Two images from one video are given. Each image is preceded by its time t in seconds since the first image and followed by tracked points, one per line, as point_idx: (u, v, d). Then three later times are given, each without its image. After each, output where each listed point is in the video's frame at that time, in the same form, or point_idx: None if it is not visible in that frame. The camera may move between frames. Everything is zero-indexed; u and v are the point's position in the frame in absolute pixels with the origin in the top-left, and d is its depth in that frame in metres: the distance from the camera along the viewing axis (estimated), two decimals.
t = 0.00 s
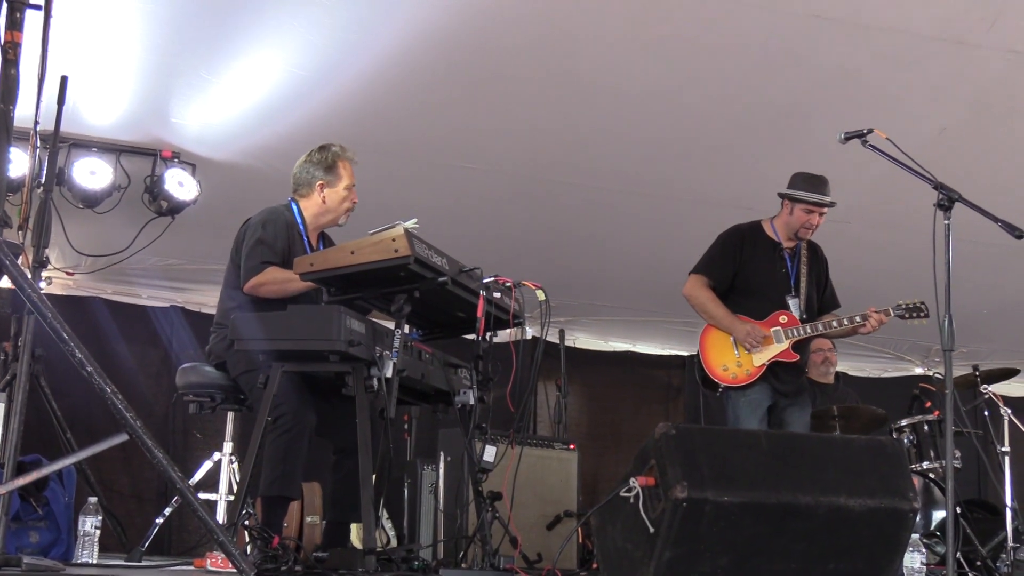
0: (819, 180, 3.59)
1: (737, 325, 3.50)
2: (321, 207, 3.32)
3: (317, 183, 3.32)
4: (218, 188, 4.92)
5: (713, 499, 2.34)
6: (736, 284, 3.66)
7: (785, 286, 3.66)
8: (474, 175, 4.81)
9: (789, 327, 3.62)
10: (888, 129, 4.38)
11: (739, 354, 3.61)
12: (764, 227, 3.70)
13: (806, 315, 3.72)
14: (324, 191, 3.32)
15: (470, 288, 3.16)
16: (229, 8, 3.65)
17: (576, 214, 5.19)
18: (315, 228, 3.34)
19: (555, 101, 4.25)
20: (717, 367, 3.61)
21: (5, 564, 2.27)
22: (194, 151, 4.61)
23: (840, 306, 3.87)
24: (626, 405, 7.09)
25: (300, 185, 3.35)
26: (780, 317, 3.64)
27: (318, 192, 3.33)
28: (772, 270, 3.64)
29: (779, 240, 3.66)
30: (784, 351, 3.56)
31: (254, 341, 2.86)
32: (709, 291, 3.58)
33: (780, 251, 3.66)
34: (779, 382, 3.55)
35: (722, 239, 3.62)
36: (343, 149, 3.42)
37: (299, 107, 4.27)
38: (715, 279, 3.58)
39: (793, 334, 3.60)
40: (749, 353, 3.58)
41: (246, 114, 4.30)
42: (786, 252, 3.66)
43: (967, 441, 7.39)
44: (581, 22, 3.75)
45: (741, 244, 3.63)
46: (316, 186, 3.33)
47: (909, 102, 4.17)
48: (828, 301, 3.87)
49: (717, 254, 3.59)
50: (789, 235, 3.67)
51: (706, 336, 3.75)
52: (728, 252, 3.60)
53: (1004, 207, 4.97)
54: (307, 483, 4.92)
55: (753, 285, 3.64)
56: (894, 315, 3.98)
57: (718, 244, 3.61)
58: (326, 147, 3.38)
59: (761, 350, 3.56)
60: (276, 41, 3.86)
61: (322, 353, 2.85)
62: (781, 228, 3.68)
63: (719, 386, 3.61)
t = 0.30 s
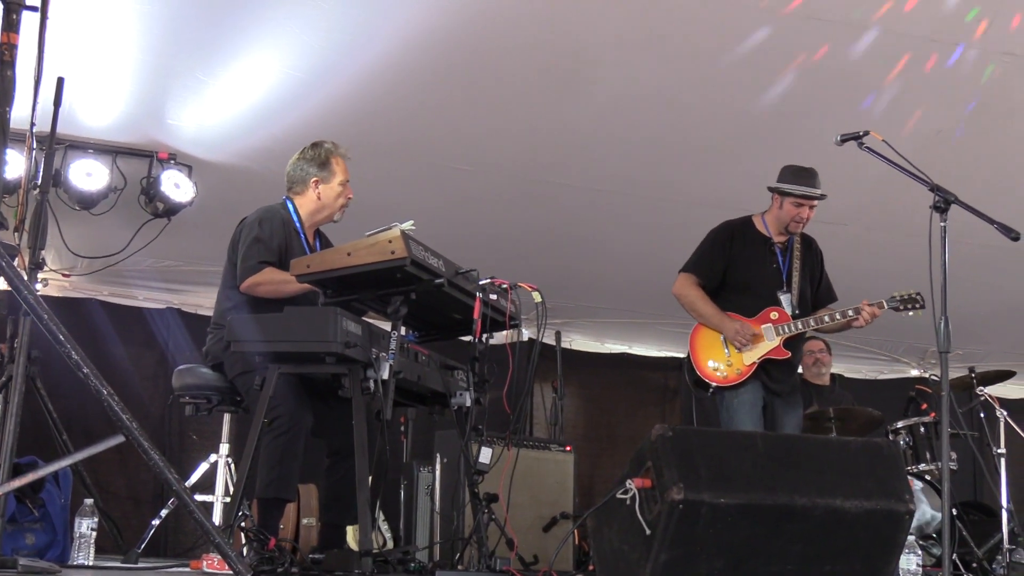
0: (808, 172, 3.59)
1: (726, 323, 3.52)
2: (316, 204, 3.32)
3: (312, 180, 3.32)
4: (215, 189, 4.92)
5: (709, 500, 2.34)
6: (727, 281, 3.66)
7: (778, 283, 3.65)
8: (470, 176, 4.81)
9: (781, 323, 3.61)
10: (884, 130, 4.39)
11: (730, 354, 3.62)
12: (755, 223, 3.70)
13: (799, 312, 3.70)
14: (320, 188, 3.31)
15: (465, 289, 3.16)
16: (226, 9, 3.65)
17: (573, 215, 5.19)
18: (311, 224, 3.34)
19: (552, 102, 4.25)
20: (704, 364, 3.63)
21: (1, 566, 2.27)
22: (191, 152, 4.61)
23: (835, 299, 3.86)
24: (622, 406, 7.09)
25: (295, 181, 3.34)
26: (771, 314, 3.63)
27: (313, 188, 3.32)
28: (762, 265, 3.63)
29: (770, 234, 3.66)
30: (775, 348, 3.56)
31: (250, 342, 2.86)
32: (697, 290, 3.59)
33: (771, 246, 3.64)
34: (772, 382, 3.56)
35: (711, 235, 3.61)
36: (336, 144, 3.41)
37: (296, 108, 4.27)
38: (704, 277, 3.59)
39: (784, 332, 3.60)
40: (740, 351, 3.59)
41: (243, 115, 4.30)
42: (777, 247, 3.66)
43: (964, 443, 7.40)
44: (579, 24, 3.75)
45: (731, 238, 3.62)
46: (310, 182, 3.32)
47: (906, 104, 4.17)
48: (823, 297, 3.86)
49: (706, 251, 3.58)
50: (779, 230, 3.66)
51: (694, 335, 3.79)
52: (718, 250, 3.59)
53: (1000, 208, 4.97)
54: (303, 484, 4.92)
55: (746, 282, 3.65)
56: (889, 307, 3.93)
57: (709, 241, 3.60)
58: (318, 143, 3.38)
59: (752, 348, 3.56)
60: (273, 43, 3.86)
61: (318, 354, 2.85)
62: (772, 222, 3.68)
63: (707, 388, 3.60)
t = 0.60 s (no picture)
0: (792, 166, 3.59)
1: (709, 323, 3.50)
2: (309, 208, 3.32)
3: (304, 183, 3.31)
4: (209, 191, 4.92)
5: (703, 502, 2.34)
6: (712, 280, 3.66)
7: (765, 279, 3.65)
8: (464, 178, 4.81)
9: (764, 321, 3.59)
10: (878, 133, 4.39)
11: (713, 357, 3.58)
12: (740, 219, 3.70)
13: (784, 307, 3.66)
14: (312, 190, 3.31)
15: (459, 290, 3.15)
16: (220, 11, 3.65)
17: (567, 217, 5.19)
18: (305, 227, 3.34)
19: (546, 105, 4.25)
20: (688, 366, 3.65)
21: None
22: (185, 154, 4.60)
23: (825, 292, 3.82)
24: (617, 408, 7.10)
25: (287, 185, 3.33)
26: (755, 312, 3.61)
27: (306, 192, 3.32)
28: (745, 262, 3.62)
29: (755, 230, 3.66)
30: (759, 348, 3.54)
31: (244, 344, 2.85)
32: (682, 289, 3.59)
33: (756, 241, 3.64)
34: (761, 377, 3.55)
35: (693, 234, 3.62)
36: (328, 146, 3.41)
37: (291, 110, 4.27)
38: (687, 276, 3.60)
39: (767, 330, 3.57)
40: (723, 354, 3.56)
41: (237, 116, 4.29)
42: (763, 242, 3.66)
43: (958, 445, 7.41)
44: (573, 26, 3.75)
45: (714, 237, 3.63)
46: (303, 185, 3.31)
47: (899, 106, 4.18)
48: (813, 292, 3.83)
49: (689, 251, 3.59)
50: (764, 224, 3.66)
51: (679, 337, 3.78)
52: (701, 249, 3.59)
53: (994, 211, 4.98)
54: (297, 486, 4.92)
55: (735, 283, 3.63)
56: (875, 300, 3.79)
57: (691, 240, 3.60)
58: (310, 146, 3.37)
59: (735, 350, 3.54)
60: (266, 44, 3.86)
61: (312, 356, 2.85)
62: (757, 218, 3.68)
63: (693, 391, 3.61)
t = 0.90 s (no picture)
0: (782, 163, 3.60)
1: (698, 325, 3.51)
2: (307, 212, 3.32)
3: (303, 188, 3.31)
4: (203, 192, 4.92)
5: (697, 504, 2.34)
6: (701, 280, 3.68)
7: (755, 279, 3.63)
8: (459, 180, 4.81)
9: (753, 322, 3.55)
10: (872, 134, 4.40)
11: (702, 358, 3.60)
12: (732, 218, 3.71)
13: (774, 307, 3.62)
14: (310, 195, 3.30)
15: (453, 291, 3.15)
16: (214, 12, 3.65)
17: (562, 219, 5.20)
18: (301, 231, 3.34)
19: (541, 106, 4.25)
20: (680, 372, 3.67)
21: None
22: (180, 155, 4.60)
23: (821, 290, 3.77)
24: (612, 409, 7.10)
25: (286, 189, 3.33)
26: (744, 313, 3.58)
27: (304, 197, 3.31)
28: (734, 262, 3.63)
29: (746, 230, 3.66)
30: (748, 349, 3.49)
31: (239, 345, 2.85)
32: (673, 292, 3.61)
33: (746, 241, 3.64)
34: (748, 375, 3.50)
35: (683, 235, 3.64)
36: (327, 151, 3.41)
37: (285, 112, 4.27)
38: (677, 278, 3.63)
39: (756, 331, 3.52)
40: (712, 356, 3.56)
41: (231, 117, 4.29)
42: (754, 242, 3.65)
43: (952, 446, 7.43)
44: (568, 28, 3.76)
45: (703, 238, 3.65)
46: (301, 190, 3.31)
47: (894, 109, 4.19)
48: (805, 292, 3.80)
49: (678, 253, 3.62)
50: (756, 223, 3.65)
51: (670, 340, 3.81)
52: (690, 249, 3.62)
53: (987, 213, 4.99)
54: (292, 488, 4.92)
55: (729, 285, 3.63)
56: (864, 297, 3.76)
57: (682, 241, 3.63)
58: (309, 151, 3.37)
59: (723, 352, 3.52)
60: (261, 46, 3.86)
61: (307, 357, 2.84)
62: (748, 216, 3.68)
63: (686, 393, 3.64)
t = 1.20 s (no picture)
0: (779, 160, 3.58)
1: (693, 326, 3.52)
2: (305, 213, 3.31)
3: (301, 188, 3.31)
4: (200, 193, 4.91)
5: (694, 505, 2.33)
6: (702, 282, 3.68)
7: (755, 280, 3.62)
8: (456, 181, 4.81)
9: (749, 323, 3.54)
10: (869, 136, 4.40)
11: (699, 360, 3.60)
12: (733, 219, 3.71)
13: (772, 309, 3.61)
14: (309, 196, 3.30)
15: (450, 292, 3.15)
16: (210, 14, 3.65)
17: (558, 220, 5.20)
18: (299, 232, 3.34)
19: (538, 107, 4.25)
20: (677, 373, 3.67)
21: None
22: (177, 156, 4.60)
23: (824, 290, 3.74)
24: (609, 410, 7.10)
25: (284, 189, 3.33)
26: (741, 314, 3.57)
27: (302, 198, 3.31)
28: (733, 263, 3.63)
29: (746, 230, 3.64)
30: (743, 351, 3.46)
31: (235, 347, 2.84)
32: (673, 295, 3.63)
33: (746, 243, 3.64)
34: (744, 377, 3.50)
35: (683, 236, 3.65)
36: (327, 152, 3.40)
37: (282, 113, 4.26)
38: (675, 280, 3.65)
39: (751, 334, 3.51)
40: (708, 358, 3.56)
41: (228, 119, 4.29)
42: (754, 243, 3.64)
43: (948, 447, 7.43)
44: (564, 29, 3.76)
45: (701, 239, 3.65)
46: (299, 191, 3.31)
47: (891, 110, 4.19)
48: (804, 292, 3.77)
49: (678, 255, 3.65)
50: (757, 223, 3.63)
51: (667, 342, 3.82)
52: (688, 249, 3.64)
53: (984, 215, 4.99)
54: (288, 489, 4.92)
55: (727, 286, 3.64)
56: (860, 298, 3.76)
57: (680, 242, 3.64)
58: (309, 152, 3.36)
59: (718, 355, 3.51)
60: (257, 47, 3.86)
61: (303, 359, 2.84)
62: (749, 216, 3.66)
63: (684, 394, 3.63)
